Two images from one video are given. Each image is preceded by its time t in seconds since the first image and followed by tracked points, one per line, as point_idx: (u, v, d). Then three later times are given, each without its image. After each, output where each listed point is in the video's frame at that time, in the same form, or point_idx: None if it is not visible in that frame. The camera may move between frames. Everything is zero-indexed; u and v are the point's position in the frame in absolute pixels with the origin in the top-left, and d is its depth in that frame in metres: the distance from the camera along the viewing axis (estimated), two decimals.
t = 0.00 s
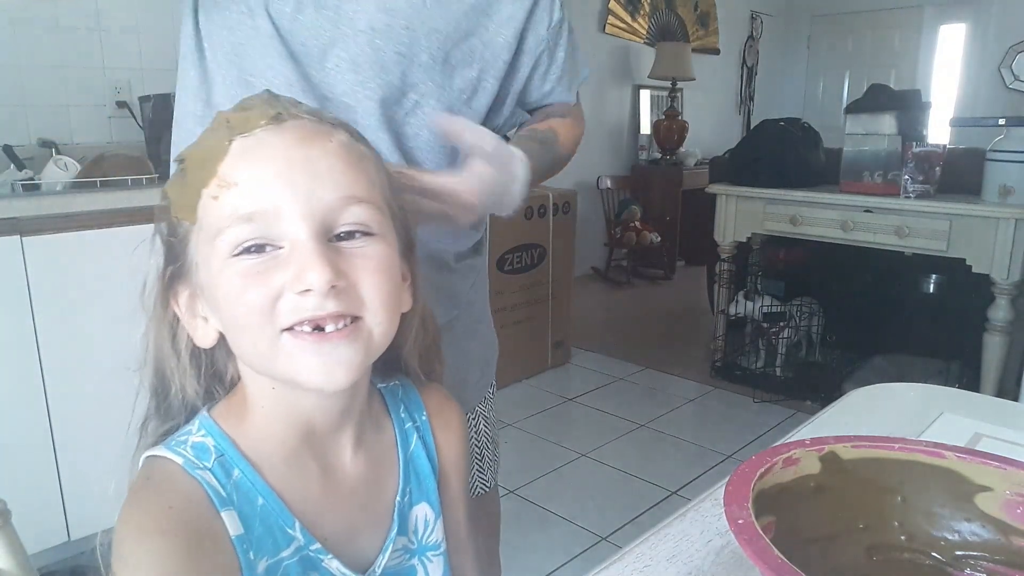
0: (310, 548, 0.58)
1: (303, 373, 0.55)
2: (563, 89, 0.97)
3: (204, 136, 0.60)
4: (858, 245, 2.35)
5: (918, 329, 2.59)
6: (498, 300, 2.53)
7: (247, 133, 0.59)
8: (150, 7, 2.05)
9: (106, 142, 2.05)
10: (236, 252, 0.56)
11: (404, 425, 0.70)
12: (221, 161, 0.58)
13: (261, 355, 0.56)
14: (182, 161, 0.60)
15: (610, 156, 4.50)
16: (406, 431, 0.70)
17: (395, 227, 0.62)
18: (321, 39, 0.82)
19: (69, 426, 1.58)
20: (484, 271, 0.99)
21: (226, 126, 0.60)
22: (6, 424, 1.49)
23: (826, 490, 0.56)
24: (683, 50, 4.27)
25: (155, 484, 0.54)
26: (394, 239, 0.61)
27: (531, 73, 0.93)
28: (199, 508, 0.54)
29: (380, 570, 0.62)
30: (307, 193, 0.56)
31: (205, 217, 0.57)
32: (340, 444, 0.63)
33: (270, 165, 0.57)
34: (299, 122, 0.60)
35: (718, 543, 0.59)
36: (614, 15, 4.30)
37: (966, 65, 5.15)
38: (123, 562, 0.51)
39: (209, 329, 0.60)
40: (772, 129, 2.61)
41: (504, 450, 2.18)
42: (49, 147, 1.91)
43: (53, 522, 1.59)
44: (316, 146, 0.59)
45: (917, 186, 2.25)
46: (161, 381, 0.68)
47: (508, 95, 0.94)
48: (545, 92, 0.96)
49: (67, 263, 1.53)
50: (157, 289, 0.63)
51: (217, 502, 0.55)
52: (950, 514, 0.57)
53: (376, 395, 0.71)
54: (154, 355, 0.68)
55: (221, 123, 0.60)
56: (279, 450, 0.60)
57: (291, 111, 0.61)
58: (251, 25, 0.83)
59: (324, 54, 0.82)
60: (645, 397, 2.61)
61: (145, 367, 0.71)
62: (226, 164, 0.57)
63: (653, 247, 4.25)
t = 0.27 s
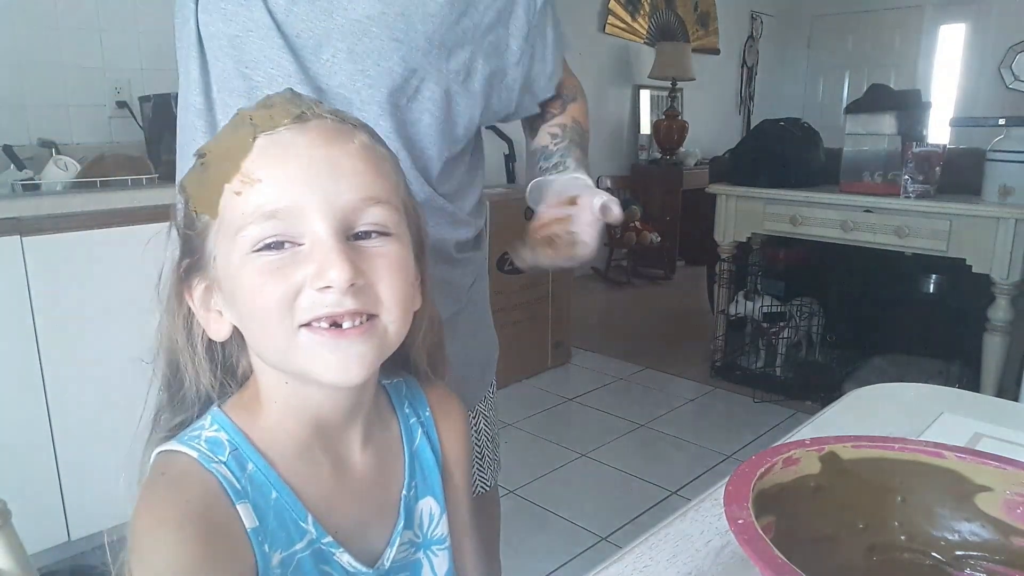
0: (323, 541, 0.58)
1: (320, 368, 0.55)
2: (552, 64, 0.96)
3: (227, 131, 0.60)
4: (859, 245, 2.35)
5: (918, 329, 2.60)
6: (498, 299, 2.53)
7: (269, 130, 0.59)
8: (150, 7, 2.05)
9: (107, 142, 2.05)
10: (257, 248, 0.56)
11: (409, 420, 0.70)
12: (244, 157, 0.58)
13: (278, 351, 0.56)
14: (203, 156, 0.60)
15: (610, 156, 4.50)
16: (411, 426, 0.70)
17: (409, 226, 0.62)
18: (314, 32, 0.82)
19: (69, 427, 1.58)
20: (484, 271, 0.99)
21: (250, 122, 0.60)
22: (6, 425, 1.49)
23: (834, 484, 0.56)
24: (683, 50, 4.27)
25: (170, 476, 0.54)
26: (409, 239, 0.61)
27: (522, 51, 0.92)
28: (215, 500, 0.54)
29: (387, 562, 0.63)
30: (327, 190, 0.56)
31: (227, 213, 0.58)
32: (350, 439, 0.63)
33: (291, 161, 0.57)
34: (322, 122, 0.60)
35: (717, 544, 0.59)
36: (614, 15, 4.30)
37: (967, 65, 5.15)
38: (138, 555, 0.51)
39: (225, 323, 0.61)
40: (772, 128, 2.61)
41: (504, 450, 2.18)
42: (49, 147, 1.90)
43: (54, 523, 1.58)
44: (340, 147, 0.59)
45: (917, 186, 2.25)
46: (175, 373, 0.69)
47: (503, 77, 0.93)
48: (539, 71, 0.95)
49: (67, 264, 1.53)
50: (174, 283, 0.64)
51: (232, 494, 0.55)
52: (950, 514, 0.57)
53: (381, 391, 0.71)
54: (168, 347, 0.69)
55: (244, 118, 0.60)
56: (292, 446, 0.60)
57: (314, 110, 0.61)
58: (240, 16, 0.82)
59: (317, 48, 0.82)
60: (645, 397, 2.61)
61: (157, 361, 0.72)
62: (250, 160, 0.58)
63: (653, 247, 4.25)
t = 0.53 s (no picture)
0: (321, 548, 0.58)
1: (321, 376, 0.55)
2: (549, 51, 0.93)
3: (226, 135, 0.60)
4: (859, 246, 2.34)
5: (918, 329, 2.60)
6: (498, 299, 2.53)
7: (269, 135, 0.59)
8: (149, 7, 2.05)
9: (107, 142, 2.05)
10: (256, 254, 0.56)
11: (412, 426, 0.70)
12: (244, 161, 0.58)
13: (278, 357, 0.56)
14: (203, 159, 0.60)
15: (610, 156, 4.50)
16: (414, 432, 0.70)
17: (410, 230, 0.62)
18: (312, 30, 0.82)
19: (69, 427, 1.58)
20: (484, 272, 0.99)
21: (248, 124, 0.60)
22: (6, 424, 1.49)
23: (834, 489, 0.56)
24: (683, 50, 4.27)
25: (168, 482, 0.54)
26: (410, 244, 0.61)
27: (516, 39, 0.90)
28: (213, 507, 0.54)
29: (386, 571, 0.63)
30: (327, 195, 0.56)
31: (227, 217, 0.58)
32: (350, 445, 0.63)
33: (292, 167, 0.57)
34: (322, 124, 0.60)
35: (717, 543, 0.59)
36: (614, 15, 4.30)
37: (967, 65, 5.15)
38: (136, 560, 0.51)
39: (224, 328, 0.60)
40: (773, 128, 2.61)
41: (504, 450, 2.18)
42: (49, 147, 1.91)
43: (53, 523, 1.59)
44: (340, 150, 0.59)
45: (917, 186, 2.26)
46: (175, 377, 0.69)
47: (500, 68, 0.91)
48: (534, 57, 0.92)
49: (67, 264, 1.53)
50: (173, 287, 0.64)
51: (231, 501, 0.55)
52: (950, 514, 0.57)
53: (384, 395, 0.70)
54: (167, 352, 0.69)
55: (243, 121, 0.60)
56: (292, 451, 0.60)
57: (313, 112, 0.61)
58: (241, 16, 0.82)
59: (316, 44, 0.82)
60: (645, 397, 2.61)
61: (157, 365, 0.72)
62: (250, 163, 0.58)
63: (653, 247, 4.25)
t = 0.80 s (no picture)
0: (323, 553, 0.58)
1: (327, 381, 0.55)
2: (552, 47, 0.91)
3: (231, 136, 0.60)
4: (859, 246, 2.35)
5: (917, 328, 2.60)
6: (498, 299, 2.53)
7: (275, 137, 0.59)
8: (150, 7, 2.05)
9: (107, 142, 2.05)
10: (261, 257, 0.56)
11: (415, 429, 0.70)
12: (249, 163, 0.58)
13: (284, 361, 0.56)
14: (207, 161, 0.60)
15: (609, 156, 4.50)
16: (417, 435, 0.69)
17: (415, 233, 0.62)
18: (308, 27, 0.82)
19: (70, 427, 1.58)
20: (484, 271, 0.99)
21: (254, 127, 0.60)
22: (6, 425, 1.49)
23: (835, 493, 0.56)
24: (683, 50, 4.27)
25: (169, 485, 0.54)
26: (415, 247, 0.61)
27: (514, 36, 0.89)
28: (214, 511, 0.54)
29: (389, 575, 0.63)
30: (333, 197, 0.56)
31: (231, 219, 0.58)
32: (353, 449, 0.63)
33: (299, 169, 0.57)
34: (328, 127, 0.60)
35: (717, 543, 0.59)
36: (614, 15, 4.30)
37: (967, 65, 5.14)
38: (136, 565, 0.51)
39: (227, 331, 0.61)
40: (773, 128, 2.61)
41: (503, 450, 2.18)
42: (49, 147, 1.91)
43: (53, 523, 1.59)
44: (346, 152, 0.59)
45: (917, 186, 2.26)
46: (177, 380, 0.69)
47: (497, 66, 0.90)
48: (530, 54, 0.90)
49: (66, 264, 1.53)
50: (175, 288, 0.64)
51: (233, 506, 0.55)
52: (950, 514, 0.57)
53: (387, 398, 0.70)
54: (168, 355, 0.69)
55: (248, 123, 0.60)
56: (294, 455, 0.60)
57: (320, 114, 0.61)
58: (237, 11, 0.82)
59: (311, 42, 0.82)
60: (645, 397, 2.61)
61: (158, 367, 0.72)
62: (256, 166, 0.58)
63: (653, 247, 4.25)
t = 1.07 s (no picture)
0: (325, 552, 0.58)
1: (329, 376, 0.54)
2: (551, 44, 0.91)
3: (233, 136, 0.60)
4: (859, 245, 2.34)
5: (917, 328, 2.60)
6: (498, 299, 2.53)
7: (277, 135, 0.59)
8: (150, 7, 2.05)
9: (106, 142, 2.05)
10: (265, 252, 0.56)
11: (417, 429, 0.70)
12: (252, 161, 0.58)
13: (287, 356, 0.55)
14: (209, 162, 0.60)
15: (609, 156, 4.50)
16: (419, 435, 0.69)
17: (417, 231, 0.62)
18: (308, 29, 0.82)
19: (70, 427, 1.58)
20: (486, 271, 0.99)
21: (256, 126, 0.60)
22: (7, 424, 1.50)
23: (837, 493, 0.56)
24: (684, 50, 4.27)
25: (170, 484, 0.54)
26: (417, 244, 0.61)
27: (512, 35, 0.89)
28: (216, 510, 0.54)
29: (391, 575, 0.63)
30: (336, 194, 0.56)
31: (234, 216, 0.58)
32: (355, 447, 0.63)
33: (302, 166, 0.57)
34: (331, 125, 0.60)
35: (717, 543, 0.59)
36: (614, 15, 4.30)
37: (967, 65, 5.14)
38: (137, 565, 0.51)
39: (229, 329, 0.61)
40: (772, 128, 2.60)
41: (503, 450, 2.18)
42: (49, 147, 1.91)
43: (53, 523, 1.59)
44: (349, 151, 0.59)
45: (917, 186, 2.26)
46: (179, 380, 0.69)
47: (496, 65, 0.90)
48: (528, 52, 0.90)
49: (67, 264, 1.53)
50: (176, 288, 0.64)
51: (235, 505, 0.55)
52: (950, 514, 0.57)
53: (389, 398, 0.70)
54: (170, 355, 0.69)
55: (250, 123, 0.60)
56: (296, 454, 0.60)
57: (323, 114, 0.61)
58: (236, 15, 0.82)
59: (311, 44, 0.82)
60: (645, 397, 2.61)
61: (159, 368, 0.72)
62: (259, 163, 0.58)
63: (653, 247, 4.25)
